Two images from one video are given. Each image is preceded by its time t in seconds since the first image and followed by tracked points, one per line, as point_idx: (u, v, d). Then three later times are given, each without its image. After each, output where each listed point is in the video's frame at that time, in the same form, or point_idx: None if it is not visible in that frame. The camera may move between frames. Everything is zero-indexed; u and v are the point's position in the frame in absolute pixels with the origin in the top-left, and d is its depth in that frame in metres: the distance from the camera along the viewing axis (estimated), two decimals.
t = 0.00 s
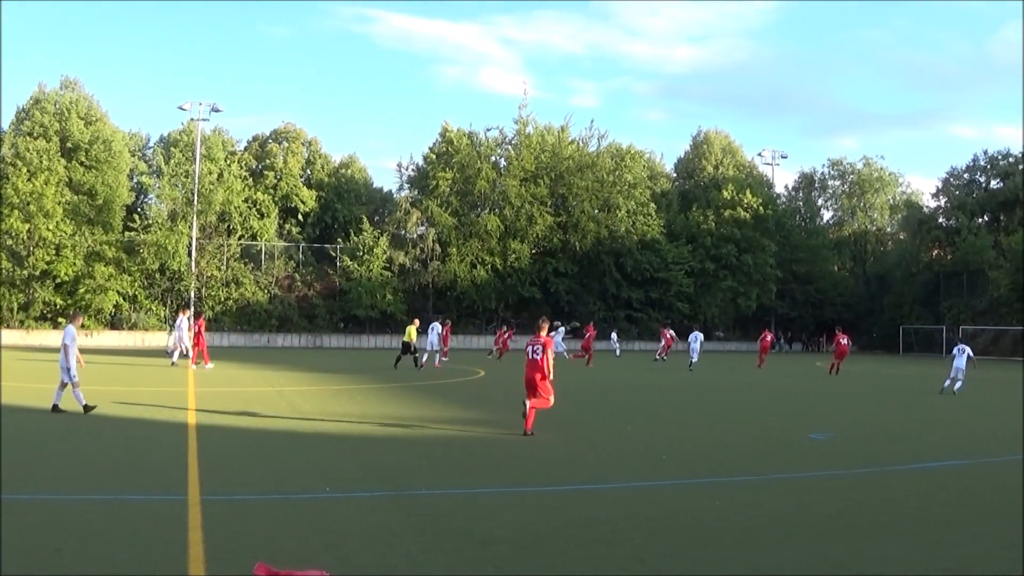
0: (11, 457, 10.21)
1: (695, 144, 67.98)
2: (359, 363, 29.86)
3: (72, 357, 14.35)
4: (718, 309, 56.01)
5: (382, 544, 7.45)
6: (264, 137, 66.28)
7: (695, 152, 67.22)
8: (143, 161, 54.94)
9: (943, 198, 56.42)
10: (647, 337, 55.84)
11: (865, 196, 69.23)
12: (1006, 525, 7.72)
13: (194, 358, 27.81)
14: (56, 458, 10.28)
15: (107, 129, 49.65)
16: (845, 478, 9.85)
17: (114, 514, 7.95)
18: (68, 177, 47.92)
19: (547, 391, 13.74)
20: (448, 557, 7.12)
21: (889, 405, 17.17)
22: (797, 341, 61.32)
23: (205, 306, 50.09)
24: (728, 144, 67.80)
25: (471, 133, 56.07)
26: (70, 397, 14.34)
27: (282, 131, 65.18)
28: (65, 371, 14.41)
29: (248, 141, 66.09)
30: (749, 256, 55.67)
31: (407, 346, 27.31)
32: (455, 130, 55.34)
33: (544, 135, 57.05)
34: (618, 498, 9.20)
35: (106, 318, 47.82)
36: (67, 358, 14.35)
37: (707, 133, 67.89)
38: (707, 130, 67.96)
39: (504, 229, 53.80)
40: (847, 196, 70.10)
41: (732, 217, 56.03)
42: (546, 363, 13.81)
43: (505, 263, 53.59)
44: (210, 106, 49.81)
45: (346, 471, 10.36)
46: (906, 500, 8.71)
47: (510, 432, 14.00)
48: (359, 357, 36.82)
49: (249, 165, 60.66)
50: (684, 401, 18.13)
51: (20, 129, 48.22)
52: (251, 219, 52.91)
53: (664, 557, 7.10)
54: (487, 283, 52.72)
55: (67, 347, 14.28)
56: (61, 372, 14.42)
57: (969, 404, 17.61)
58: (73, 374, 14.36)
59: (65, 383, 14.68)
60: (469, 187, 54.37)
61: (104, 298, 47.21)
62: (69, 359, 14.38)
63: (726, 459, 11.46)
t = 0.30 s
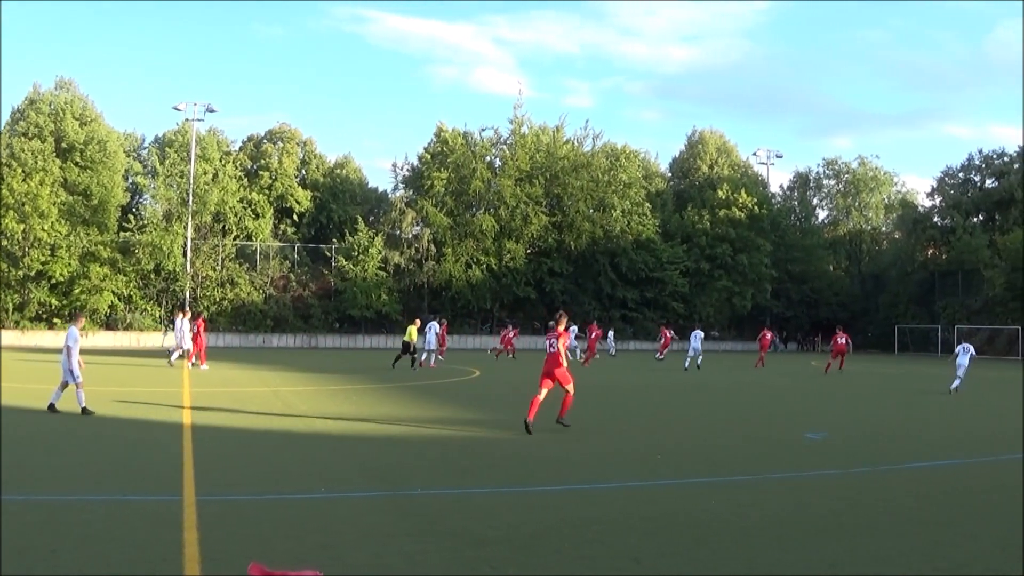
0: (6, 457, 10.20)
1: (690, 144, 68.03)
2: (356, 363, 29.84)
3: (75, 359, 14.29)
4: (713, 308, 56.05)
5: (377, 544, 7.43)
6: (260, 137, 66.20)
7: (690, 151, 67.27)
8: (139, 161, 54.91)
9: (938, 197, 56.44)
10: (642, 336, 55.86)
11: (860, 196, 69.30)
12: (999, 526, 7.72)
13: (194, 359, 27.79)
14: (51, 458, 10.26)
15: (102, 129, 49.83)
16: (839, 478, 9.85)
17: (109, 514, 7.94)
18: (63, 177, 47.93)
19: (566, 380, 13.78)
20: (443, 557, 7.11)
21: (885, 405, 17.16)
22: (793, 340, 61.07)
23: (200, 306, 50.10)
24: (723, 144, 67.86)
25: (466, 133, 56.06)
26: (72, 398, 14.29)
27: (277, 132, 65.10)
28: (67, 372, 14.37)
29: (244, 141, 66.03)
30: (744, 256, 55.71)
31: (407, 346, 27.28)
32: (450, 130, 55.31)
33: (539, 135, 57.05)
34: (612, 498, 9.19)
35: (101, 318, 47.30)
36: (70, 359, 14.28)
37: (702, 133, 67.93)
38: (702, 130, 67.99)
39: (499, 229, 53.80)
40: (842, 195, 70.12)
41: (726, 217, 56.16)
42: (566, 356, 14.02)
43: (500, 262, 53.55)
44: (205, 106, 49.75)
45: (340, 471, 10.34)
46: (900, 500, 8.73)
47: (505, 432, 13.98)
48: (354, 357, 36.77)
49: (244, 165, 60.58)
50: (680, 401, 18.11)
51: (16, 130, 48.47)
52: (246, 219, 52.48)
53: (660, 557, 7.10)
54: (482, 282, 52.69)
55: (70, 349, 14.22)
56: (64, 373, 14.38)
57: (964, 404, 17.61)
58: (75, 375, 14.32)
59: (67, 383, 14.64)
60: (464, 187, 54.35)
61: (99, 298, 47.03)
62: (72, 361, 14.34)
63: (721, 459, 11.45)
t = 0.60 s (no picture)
0: None
1: (685, 143, 68.06)
2: (351, 363, 29.83)
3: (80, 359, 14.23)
4: (708, 308, 56.16)
5: (370, 544, 7.42)
6: (254, 137, 66.09)
7: (685, 151, 67.32)
8: (133, 162, 54.80)
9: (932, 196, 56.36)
10: (637, 336, 55.87)
11: (855, 195, 69.41)
12: (992, 526, 7.73)
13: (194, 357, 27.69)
14: (45, 458, 10.23)
15: (97, 129, 49.24)
16: (832, 477, 9.86)
17: (103, 514, 7.91)
18: (58, 178, 47.71)
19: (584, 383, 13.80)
20: (437, 557, 7.10)
21: (880, 405, 17.17)
22: (788, 340, 60.98)
23: (195, 306, 50.07)
24: (718, 144, 67.92)
25: (461, 133, 56.07)
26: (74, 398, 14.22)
27: (272, 131, 64.99)
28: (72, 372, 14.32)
29: (238, 141, 65.95)
30: (739, 256, 55.72)
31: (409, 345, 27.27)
32: (445, 130, 55.31)
33: (534, 135, 57.08)
34: (605, 498, 9.19)
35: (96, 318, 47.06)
36: (75, 359, 14.23)
37: (696, 133, 67.97)
38: (696, 130, 68.03)
39: (494, 229, 53.85)
40: (837, 195, 70.21)
41: (721, 216, 56.14)
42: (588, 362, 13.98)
43: (494, 262, 53.60)
44: (200, 106, 49.66)
45: (334, 471, 10.33)
46: (894, 499, 8.74)
47: (501, 432, 13.98)
48: (349, 357, 36.70)
49: (239, 165, 60.53)
50: (675, 400, 18.12)
51: (11, 131, 48.15)
52: (241, 219, 53.16)
53: (653, 556, 7.10)
54: (477, 282, 52.71)
55: (74, 349, 14.18)
56: (68, 373, 14.34)
57: (959, 403, 17.63)
58: (78, 376, 14.28)
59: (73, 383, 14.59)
60: (459, 187, 54.32)
61: (95, 298, 46.76)
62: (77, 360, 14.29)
63: (716, 459, 11.45)
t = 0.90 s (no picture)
0: None
1: (681, 141, 68.02)
2: (347, 362, 29.83)
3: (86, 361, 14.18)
4: (704, 306, 56.22)
5: (367, 545, 7.40)
6: (250, 138, 65.97)
7: (681, 149, 67.33)
8: (129, 163, 54.49)
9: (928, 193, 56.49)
10: (634, 334, 55.88)
11: (851, 192, 69.49)
12: (991, 523, 7.72)
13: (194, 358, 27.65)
14: (42, 460, 10.20)
15: (92, 130, 49.25)
16: (829, 475, 9.86)
17: (101, 516, 7.90)
18: (54, 179, 47.71)
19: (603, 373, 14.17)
20: (435, 557, 7.08)
21: (877, 402, 17.17)
22: (784, 338, 60.99)
23: (191, 306, 50.07)
24: (714, 142, 67.88)
25: (456, 132, 56.05)
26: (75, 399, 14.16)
27: (268, 131, 64.88)
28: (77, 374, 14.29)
29: (234, 141, 65.84)
30: (736, 253, 55.73)
31: (409, 345, 27.28)
32: (441, 129, 55.26)
33: (529, 134, 57.02)
34: (603, 497, 9.19)
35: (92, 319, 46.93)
36: (81, 360, 14.19)
37: (692, 130, 67.96)
38: (692, 127, 68.01)
39: (490, 228, 53.83)
40: (833, 192, 70.26)
41: (718, 214, 56.31)
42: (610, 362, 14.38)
43: (491, 261, 53.61)
44: (196, 107, 49.49)
45: (330, 470, 10.31)
46: (891, 497, 8.74)
47: (499, 431, 13.96)
48: (345, 357, 36.67)
49: (235, 165, 60.43)
50: (671, 399, 18.11)
51: (5, 132, 47.84)
52: (237, 220, 53.24)
53: (651, 555, 7.10)
54: (474, 281, 52.67)
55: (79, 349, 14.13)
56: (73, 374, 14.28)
57: (957, 400, 17.63)
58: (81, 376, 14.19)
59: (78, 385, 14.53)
60: (454, 187, 54.25)
61: (91, 300, 46.74)
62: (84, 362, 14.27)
63: (713, 457, 11.44)
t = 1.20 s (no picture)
0: None
1: (667, 139, 68.16)
2: (334, 362, 29.77)
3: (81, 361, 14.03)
4: (692, 303, 56.25)
5: (353, 544, 7.39)
6: (236, 137, 65.72)
7: (667, 147, 67.40)
8: (115, 163, 53.87)
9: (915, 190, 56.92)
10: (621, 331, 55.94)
11: (838, 189, 69.84)
12: (972, 518, 7.79)
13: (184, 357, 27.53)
14: (26, 461, 10.11)
15: (78, 130, 49.67)
16: (815, 471, 9.91)
17: (85, 516, 7.84)
18: (39, 179, 48.03)
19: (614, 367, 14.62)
20: (422, 555, 7.08)
21: (862, 397, 17.27)
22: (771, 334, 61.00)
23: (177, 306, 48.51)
24: (700, 139, 68.06)
25: (443, 130, 55.98)
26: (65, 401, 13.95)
27: (254, 130, 64.65)
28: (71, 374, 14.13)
29: (220, 140, 65.53)
30: (722, 250, 55.91)
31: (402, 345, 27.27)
32: (428, 127, 55.18)
33: (516, 132, 57.00)
34: (589, 494, 9.20)
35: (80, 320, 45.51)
36: (76, 361, 14.07)
37: (679, 128, 68.15)
38: (679, 125, 68.20)
39: (477, 226, 53.80)
40: (819, 189, 70.58)
41: (704, 212, 56.59)
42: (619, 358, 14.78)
43: (477, 260, 53.59)
44: (182, 106, 49.01)
45: (316, 470, 10.28)
46: (875, 493, 8.80)
47: (485, 430, 13.95)
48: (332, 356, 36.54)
49: (221, 164, 60.20)
50: (657, 396, 18.14)
51: None
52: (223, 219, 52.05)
53: (637, 552, 7.12)
54: (460, 279, 52.69)
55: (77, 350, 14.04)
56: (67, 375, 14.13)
57: (941, 396, 17.74)
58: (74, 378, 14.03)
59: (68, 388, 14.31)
60: (441, 185, 54.15)
61: (77, 300, 45.68)
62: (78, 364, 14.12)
63: (699, 454, 11.49)
